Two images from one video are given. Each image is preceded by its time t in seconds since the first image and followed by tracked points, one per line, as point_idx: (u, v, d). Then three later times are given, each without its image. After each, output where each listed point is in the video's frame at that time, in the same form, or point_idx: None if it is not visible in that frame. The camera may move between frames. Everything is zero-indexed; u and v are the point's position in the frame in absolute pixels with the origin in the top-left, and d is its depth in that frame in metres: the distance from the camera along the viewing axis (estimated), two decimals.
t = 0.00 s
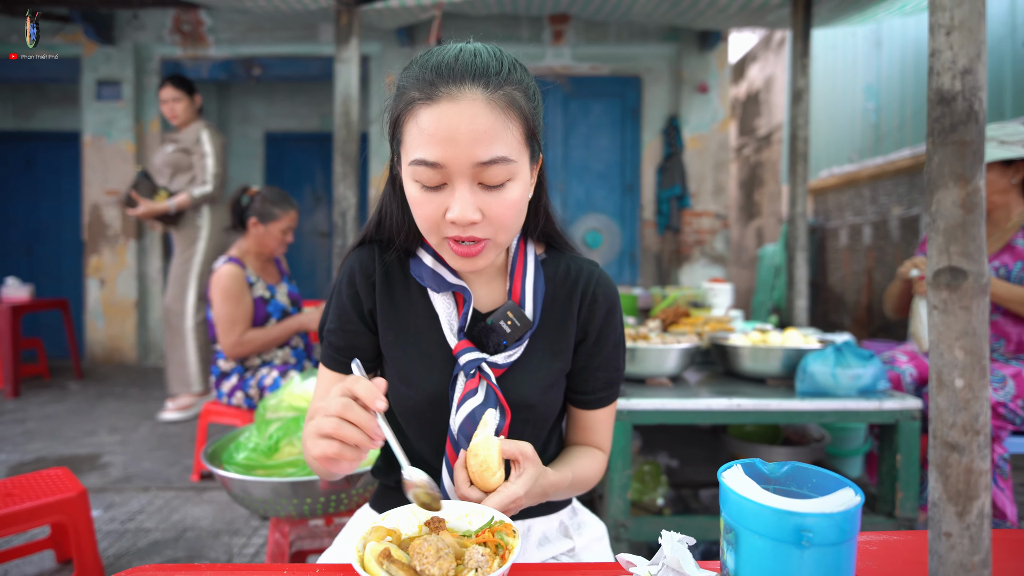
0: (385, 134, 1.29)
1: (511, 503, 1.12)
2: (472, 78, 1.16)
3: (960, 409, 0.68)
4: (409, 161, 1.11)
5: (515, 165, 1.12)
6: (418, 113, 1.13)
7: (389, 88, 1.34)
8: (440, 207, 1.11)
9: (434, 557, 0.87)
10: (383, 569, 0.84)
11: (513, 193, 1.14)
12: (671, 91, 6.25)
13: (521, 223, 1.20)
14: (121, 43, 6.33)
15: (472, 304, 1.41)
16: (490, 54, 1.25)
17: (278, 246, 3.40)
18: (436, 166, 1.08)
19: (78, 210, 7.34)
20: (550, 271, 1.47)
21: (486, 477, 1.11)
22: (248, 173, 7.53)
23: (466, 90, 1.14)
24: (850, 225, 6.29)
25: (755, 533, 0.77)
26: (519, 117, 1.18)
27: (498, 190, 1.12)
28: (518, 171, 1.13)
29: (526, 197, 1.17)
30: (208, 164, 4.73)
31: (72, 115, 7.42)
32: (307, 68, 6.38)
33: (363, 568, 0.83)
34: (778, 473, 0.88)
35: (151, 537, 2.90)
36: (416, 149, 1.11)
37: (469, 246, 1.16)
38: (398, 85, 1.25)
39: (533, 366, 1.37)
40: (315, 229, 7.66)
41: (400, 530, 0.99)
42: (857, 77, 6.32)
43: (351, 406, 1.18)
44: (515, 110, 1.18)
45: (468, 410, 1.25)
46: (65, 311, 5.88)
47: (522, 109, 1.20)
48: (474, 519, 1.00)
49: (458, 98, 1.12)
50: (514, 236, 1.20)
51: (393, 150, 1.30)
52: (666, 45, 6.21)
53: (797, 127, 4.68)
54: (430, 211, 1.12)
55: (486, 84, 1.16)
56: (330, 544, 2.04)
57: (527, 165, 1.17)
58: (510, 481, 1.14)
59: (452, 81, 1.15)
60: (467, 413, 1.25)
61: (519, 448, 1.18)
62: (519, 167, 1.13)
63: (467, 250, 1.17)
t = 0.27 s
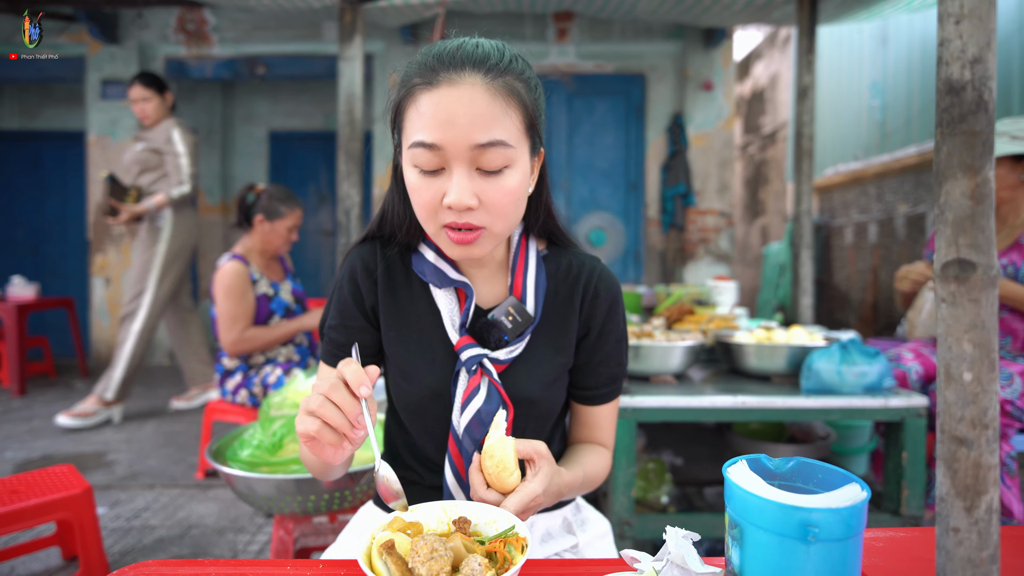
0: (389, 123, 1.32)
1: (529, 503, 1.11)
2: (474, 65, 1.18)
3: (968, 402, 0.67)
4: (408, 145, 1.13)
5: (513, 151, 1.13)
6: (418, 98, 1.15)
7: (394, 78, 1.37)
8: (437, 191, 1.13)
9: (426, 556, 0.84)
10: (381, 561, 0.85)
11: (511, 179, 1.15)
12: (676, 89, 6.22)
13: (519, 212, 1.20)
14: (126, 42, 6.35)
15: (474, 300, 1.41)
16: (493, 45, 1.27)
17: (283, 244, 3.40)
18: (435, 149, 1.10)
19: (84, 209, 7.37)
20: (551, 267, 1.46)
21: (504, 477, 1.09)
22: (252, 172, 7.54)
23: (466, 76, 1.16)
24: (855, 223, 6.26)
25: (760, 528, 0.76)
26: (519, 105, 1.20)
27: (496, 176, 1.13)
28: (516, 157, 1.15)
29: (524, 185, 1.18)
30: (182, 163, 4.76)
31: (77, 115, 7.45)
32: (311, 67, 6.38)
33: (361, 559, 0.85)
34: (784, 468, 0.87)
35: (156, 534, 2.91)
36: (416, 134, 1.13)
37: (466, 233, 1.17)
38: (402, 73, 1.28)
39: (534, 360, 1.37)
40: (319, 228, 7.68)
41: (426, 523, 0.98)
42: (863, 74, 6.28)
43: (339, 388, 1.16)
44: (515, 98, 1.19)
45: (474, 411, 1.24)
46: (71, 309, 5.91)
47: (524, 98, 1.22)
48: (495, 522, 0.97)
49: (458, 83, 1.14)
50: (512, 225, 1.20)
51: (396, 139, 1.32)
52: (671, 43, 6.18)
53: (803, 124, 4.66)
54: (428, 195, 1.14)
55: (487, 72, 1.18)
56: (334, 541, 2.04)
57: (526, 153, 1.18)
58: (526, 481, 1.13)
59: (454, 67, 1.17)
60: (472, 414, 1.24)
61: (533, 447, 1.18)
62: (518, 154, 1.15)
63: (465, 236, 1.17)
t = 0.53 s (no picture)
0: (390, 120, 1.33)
1: (535, 502, 1.10)
2: (473, 58, 1.20)
3: (971, 403, 0.67)
4: (410, 138, 1.13)
5: (513, 143, 1.13)
6: (419, 92, 1.16)
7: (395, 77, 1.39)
8: (438, 184, 1.13)
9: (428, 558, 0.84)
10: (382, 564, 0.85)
11: (512, 171, 1.14)
12: (678, 88, 6.21)
13: (521, 206, 1.20)
14: (128, 43, 6.35)
15: (479, 299, 1.41)
16: (492, 41, 1.28)
17: (285, 243, 3.40)
18: (435, 141, 1.10)
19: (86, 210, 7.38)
20: (555, 267, 1.46)
21: (509, 477, 1.08)
22: (254, 172, 7.55)
23: (466, 69, 1.17)
24: (857, 223, 6.24)
25: (762, 529, 0.76)
26: (519, 97, 1.21)
27: (497, 167, 1.13)
28: (517, 149, 1.15)
29: (526, 177, 1.18)
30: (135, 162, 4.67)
31: (80, 115, 7.46)
32: (312, 67, 6.39)
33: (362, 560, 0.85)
34: (785, 469, 0.87)
35: (157, 535, 2.91)
36: (417, 126, 1.14)
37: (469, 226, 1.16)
38: (404, 70, 1.29)
39: (538, 360, 1.36)
40: (321, 228, 7.69)
41: (428, 524, 0.98)
42: (865, 73, 6.27)
43: (350, 412, 1.08)
44: (514, 90, 1.20)
45: (478, 410, 1.25)
46: (73, 309, 5.91)
47: (523, 91, 1.23)
48: (497, 523, 0.97)
49: (458, 76, 1.15)
50: (514, 218, 1.19)
51: (398, 137, 1.33)
52: (672, 43, 6.17)
53: (805, 123, 4.64)
54: (429, 188, 1.14)
55: (486, 65, 1.20)
56: (335, 541, 2.05)
57: (527, 145, 1.18)
58: (530, 480, 1.13)
59: (453, 60, 1.19)
60: (477, 413, 1.25)
61: (536, 446, 1.18)
62: (519, 145, 1.15)
63: (468, 230, 1.17)
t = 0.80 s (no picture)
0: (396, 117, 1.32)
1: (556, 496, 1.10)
2: (480, 53, 1.20)
3: (975, 401, 0.66)
4: (418, 133, 1.13)
5: (521, 137, 1.14)
6: (426, 88, 1.16)
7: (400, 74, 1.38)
8: (447, 179, 1.12)
9: (426, 559, 0.84)
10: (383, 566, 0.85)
11: (521, 165, 1.14)
12: (679, 88, 6.21)
13: (529, 201, 1.20)
14: (129, 43, 6.36)
15: (483, 297, 1.41)
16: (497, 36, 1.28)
17: (287, 241, 3.40)
18: (443, 136, 1.10)
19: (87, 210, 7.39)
20: (559, 265, 1.46)
21: (531, 473, 1.08)
22: (255, 172, 7.55)
23: (473, 64, 1.17)
24: (859, 222, 6.23)
25: (763, 528, 0.76)
26: (526, 92, 1.21)
27: (505, 162, 1.13)
28: (525, 143, 1.15)
29: (534, 171, 1.18)
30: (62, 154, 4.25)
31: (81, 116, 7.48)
32: (313, 67, 6.40)
33: (362, 561, 0.85)
34: (787, 468, 0.86)
35: (159, 534, 2.91)
36: (425, 122, 1.14)
37: (478, 221, 1.16)
38: (409, 66, 1.29)
39: (541, 358, 1.36)
40: (322, 228, 7.69)
41: (428, 523, 0.98)
42: (867, 72, 6.25)
43: (327, 479, 0.95)
44: (521, 85, 1.20)
45: (483, 409, 1.24)
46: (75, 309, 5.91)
47: (530, 86, 1.23)
48: (498, 522, 0.97)
49: (465, 71, 1.15)
50: (522, 213, 1.19)
51: (403, 134, 1.33)
52: (673, 43, 6.17)
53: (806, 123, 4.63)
54: (438, 184, 1.13)
55: (493, 59, 1.20)
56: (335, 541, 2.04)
57: (535, 139, 1.18)
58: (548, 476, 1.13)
59: (460, 55, 1.19)
60: (481, 412, 1.24)
61: (554, 441, 1.17)
62: (527, 139, 1.15)
63: (476, 226, 1.16)
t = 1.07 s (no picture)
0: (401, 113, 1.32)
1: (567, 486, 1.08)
2: (487, 49, 1.19)
3: (983, 399, 0.66)
4: (423, 129, 1.13)
5: (527, 133, 1.13)
6: (432, 83, 1.16)
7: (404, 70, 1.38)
8: (453, 174, 1.12)
9: (430, 556, 0.83)
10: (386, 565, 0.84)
11: (527, 161, 1.14)
12: (681, 86, 6.19)
13: (534, 197, 1.19)
14: (131, 42, 6.36)
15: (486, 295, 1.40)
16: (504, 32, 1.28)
17: (289, 240, 3.40)
18: (450, 131, 1.09)
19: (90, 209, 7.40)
20: (563, 263, 1.45)
21: (541, 463, 1.07)
22: (256, 171, 7.54)
23: (480, 59, 1.17)
24: (862, 221, 6.22)
25: (768, 527, 0.75)
26: (533, 88, 1.20)
27: (511, 158, 1.13)
28: (531, 139, 1.14)
29: (539, 168, 1.17)
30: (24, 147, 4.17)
31: (83, 115, 7.48)
32: (315, 65, 6.40)
33: (366, 559, 0.84)
34: (792, 466, 0.86)
35: (161, 533, 2.91)
36: (430, 117, 1.13)
37: (483, 217, 1.15)
38: (415, 61, 1.29)
39: (545, 356, 1.36)
40: (324, 227, 7.69)
41: (430, 520, 0.98)
42: (870, 71, 6.23)
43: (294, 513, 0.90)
44: (528, 81, 1.20)
45: (486, 406, 1.23)
46: (77, 308, 5.92)
47: (536, 82, 1.22)
48: (500, 521, 0.97)
49: (472, 66, 1.15)
50: (527, 209, 1.19)
51: (408, 129, 1.32)
52: (675, 41, 6.15)
53: (808, 121, 4.61)
54: (443, 179, 1.13)
55: (500, 55, 1.19)
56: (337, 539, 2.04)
57: (541, 136, 1.18)
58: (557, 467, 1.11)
59: (466, 51, 1.19)
60: (485, 409, 1.23)
61: (560, 433, 1.18)
62: (533, 135, 1.14)
63: (480, 221, 1.15)
